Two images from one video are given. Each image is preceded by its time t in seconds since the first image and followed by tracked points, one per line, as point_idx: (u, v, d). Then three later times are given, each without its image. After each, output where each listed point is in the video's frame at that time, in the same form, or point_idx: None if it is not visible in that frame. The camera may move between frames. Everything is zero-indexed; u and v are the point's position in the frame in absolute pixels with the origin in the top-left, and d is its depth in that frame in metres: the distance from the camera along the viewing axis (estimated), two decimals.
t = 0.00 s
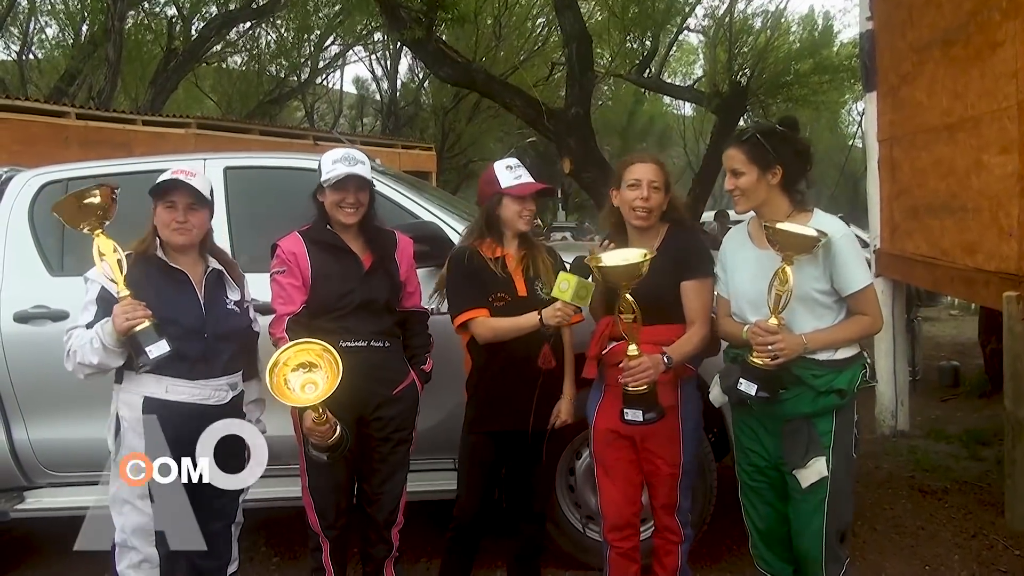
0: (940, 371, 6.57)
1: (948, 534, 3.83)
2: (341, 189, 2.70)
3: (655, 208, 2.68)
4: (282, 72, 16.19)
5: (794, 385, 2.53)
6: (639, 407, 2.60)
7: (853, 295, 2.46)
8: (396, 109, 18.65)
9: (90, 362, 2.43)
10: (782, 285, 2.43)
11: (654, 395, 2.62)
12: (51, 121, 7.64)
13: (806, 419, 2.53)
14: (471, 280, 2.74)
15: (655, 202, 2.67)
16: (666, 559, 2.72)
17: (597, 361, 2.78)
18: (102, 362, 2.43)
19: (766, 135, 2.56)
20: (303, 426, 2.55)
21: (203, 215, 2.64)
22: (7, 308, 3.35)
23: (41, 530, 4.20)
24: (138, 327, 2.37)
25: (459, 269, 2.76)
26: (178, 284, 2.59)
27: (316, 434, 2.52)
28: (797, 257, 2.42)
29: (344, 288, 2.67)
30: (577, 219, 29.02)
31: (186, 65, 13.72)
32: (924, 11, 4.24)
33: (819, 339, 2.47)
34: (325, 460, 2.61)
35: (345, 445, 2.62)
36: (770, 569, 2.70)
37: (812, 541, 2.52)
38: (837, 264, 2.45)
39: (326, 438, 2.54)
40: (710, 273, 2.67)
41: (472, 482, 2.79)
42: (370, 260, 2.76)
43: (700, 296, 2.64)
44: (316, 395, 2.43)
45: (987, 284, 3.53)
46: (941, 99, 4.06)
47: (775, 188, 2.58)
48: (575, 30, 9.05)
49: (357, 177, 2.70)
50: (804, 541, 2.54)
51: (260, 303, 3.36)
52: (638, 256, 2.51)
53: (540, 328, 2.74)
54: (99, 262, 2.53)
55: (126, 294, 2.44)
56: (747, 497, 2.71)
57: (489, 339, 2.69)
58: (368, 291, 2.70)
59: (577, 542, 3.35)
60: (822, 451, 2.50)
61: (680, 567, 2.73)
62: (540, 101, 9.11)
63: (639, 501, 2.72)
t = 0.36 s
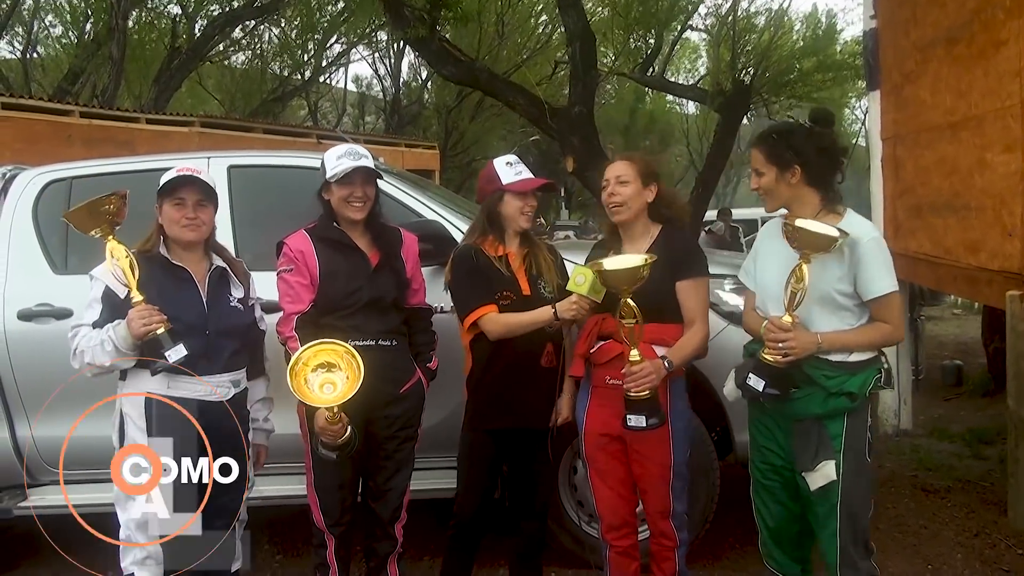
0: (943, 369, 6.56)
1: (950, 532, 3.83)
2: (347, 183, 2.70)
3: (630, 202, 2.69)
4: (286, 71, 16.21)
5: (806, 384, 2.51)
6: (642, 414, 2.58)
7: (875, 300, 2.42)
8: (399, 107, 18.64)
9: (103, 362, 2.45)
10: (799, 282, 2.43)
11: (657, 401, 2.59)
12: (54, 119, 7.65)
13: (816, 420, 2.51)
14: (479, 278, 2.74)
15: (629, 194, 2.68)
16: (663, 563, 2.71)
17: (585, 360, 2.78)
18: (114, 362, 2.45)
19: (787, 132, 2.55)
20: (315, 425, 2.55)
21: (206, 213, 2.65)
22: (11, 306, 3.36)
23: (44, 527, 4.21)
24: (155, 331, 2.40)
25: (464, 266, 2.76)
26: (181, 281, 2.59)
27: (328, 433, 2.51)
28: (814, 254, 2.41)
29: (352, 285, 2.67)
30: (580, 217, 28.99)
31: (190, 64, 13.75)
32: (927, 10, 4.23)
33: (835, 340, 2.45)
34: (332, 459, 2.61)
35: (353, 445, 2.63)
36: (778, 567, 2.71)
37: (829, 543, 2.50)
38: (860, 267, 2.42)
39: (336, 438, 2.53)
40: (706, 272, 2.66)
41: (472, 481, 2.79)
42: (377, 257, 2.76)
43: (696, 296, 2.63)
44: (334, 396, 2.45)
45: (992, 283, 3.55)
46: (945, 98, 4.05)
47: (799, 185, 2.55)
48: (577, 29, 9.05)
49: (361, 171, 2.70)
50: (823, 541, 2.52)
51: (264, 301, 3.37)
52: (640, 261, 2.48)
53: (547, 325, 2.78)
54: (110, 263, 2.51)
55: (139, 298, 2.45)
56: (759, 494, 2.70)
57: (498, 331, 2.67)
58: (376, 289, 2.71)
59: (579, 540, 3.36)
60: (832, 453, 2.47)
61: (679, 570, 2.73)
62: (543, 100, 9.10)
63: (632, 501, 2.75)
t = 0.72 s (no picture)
0: (943, 371, 6.56)
1: (950, 534, 3.83)
2: (350, 182, 2.70)
3: (622, 203, 2.71)
4: (287, 71, 16.21)
5: (828, 389, 2.49)
6: (625, 416, 2.56)
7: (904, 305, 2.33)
8: (400, 108, 18.64)
9: (101, 358, 2.43)
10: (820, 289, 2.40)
11: (640, 405, 2.58)
12: (55, 120, 7.65)
13: (839, 425, 2.48)
14: (472, 281, 2.75)
15: (618, 196, 2.70)
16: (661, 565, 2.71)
17: (579, 360, 2.79)
18: (112, 359, 2.43)
19: (826, 125, 2.49)
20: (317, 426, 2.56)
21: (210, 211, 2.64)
22: (12, 306, 3.37)
23: (45, 528, 4.22)
24: (152, 324, 2.39)
25: (456, 268, 2.77)
26: (185, 280, 2.60)
27: (330, 433, 2.52)
28: (834, 259, 2.38)
29: (355, 285, 2.67)
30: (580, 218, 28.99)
31: (191, 64, 13.76)
32: (927, 12, 4.23)
33: (855, 342, 2.38)
34: (335, 458, 2.61)
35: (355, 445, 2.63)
36: None
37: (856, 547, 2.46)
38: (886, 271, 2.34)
39: (338, 438, 2.54)
40: (702, 276, 2.65)
41: (471, 480, 2.80)
42: (380, 257, 2.77)
43: (691, 301, 2.63)
44: (334, 397, 2.46)
45: (992, 285, 3.55)
46: (945, 99, 4.05)
47: (839, 180, 2.50)
48: (578, 29, 9.06)
49: (364, 169, 2.70)
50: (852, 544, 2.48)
51: (265, 301, 3.37)
52: (631, 269, 2.48)
53: (538, 325, 2.76)
54: (113, 261, 2.52)
55: (139, 291, 2.46)
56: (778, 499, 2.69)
57: (495, 335, 2.67)
58: (379, 289, 2.71)
59: (579, 541, 3.36)
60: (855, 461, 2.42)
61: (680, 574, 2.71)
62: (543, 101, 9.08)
63: (629, 500, 2.77)
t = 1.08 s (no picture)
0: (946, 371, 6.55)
1: (953, 533, 3.83)
2: (357, 181, 2.71)
3: (633, 200, 2.71)
4: (290, 71, 16.24)
5: (858, 388, 2.48)
6: (632, 415, 2.58)
7: (939, 309, 2.35)
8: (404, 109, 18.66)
9: (104, 357, 2.44)
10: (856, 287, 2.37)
11: (648, 403, 2.60)
12: (58, 120, 7.67)
13: (865, 426, 2.48)
14: (471, 283, 2.75)
15: (632, 193, 2.71)
16: (670, 559, 2.71)
17: (590, 359, 2.81)
18: (115, 357, 2.44)
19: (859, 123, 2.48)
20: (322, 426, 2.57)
21: (216, 211, 2.64)
22: (15, 306, 3.37)
23: (47, 527, 4.23)
24: (154, 319, 2.40)
25: (455, 271, 2.75)
26: (189, 280, 2.61)
27: (336, 434, 2.54)
28: (876, 256, 2.35)
29: (360, 284, 2.68)
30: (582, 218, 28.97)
31: (194, 65, 13.78)
32: (930, 11, 4.23)
33: (891, 342, 2.39)
34: (340, 458, 2.62)
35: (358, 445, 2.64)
36: None
37: (876, 546, 2.48)
38: (927, 273, 2.34)
39: (342, 439, 2.55)
40: (716, 280, 2.65)
41: (471, 480, 2.80)
42: (385, 256, 2.77)
43: (703, 303, 2.63)
44: (340, 402, 2.46)
45: (995, 283, 3.56)
46: (948, 98, 4.05)
47: (868, 179, 2.48)
48: (581, 29, 9.07)
49: (373, 168, 2.71)
50: (871, 543, 2.49)
51: (270, 301, 3.38)
52: (637, 268, 2.50)
53: (538, 326, 2.75)
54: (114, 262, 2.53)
55: (141, 289, 2.47)
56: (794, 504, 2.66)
57: (496, 339, 2.66)
58: (384, 287, 2.72)
59: (582, 540, 3.36)
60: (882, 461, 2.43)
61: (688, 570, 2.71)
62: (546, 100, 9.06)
63: (640, 496, 2.77)
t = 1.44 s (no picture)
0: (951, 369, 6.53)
1: (958, 531, 3.82)
2: (361, 180, 2.71)
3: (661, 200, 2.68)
4: (294, 70, 16.26)
5: (873, 387, 2.48)
6: (646, 418, 2.59)
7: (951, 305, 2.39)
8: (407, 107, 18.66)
9: (113, 359, 2.45)
10: (877, 285, 2.36)
11: (661, 406, 2.61)
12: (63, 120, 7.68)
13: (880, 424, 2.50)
14: (474, 282, 2.75)
15: (660, 192, 2.67)
16: (678, 554, 2.78)
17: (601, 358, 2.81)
18: (123, 359, 2.45)
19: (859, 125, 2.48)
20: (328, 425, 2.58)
21: (225, 210, 2.64)
22: (20, 306, 3.39)
23: (52, 526, 4.24)
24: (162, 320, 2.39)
25: (460, 268, 2.75)
26: (194, 281, 2.62)
27: (342, 434, 2.55)
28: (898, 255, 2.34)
29: (364, 284, 2.68)
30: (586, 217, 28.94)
31: (198, 64, 13.82)
32: (934, 8, 4.21)
33: (911, 341, 2.39)
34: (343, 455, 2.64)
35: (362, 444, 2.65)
36: None
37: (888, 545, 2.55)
38: (943, 271, 2.36)
39: (348, 438, 2.56)
40: (726, 278, 2.66)
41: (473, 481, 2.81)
42: (390, 255, 2.78)
43: (713, 303, 2.64)
44: (352, 402, 2.49)
45: (1000, 282, 3.55)
46: (952, 96, 4.03)
47: (873, 180, 2.48)
48: (585, 28, 9.07)
49: (374, 165, 2.71)
50: (883, 542, 2.56)
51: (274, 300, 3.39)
52: (647, 274, 2.49)
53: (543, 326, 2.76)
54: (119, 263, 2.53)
55: (146, 291, 2.47)
56: (800, 505, 2.67)
57: (501, 339, 2.68)
58: (389, 286, 2.72)
59: (586, 538, 3.36)
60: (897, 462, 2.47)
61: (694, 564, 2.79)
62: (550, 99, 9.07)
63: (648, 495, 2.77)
